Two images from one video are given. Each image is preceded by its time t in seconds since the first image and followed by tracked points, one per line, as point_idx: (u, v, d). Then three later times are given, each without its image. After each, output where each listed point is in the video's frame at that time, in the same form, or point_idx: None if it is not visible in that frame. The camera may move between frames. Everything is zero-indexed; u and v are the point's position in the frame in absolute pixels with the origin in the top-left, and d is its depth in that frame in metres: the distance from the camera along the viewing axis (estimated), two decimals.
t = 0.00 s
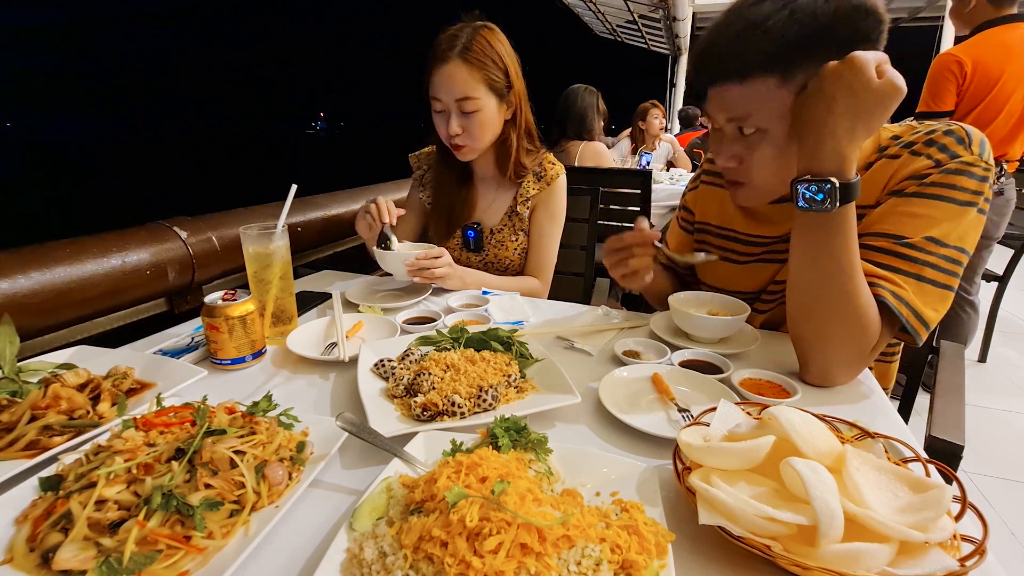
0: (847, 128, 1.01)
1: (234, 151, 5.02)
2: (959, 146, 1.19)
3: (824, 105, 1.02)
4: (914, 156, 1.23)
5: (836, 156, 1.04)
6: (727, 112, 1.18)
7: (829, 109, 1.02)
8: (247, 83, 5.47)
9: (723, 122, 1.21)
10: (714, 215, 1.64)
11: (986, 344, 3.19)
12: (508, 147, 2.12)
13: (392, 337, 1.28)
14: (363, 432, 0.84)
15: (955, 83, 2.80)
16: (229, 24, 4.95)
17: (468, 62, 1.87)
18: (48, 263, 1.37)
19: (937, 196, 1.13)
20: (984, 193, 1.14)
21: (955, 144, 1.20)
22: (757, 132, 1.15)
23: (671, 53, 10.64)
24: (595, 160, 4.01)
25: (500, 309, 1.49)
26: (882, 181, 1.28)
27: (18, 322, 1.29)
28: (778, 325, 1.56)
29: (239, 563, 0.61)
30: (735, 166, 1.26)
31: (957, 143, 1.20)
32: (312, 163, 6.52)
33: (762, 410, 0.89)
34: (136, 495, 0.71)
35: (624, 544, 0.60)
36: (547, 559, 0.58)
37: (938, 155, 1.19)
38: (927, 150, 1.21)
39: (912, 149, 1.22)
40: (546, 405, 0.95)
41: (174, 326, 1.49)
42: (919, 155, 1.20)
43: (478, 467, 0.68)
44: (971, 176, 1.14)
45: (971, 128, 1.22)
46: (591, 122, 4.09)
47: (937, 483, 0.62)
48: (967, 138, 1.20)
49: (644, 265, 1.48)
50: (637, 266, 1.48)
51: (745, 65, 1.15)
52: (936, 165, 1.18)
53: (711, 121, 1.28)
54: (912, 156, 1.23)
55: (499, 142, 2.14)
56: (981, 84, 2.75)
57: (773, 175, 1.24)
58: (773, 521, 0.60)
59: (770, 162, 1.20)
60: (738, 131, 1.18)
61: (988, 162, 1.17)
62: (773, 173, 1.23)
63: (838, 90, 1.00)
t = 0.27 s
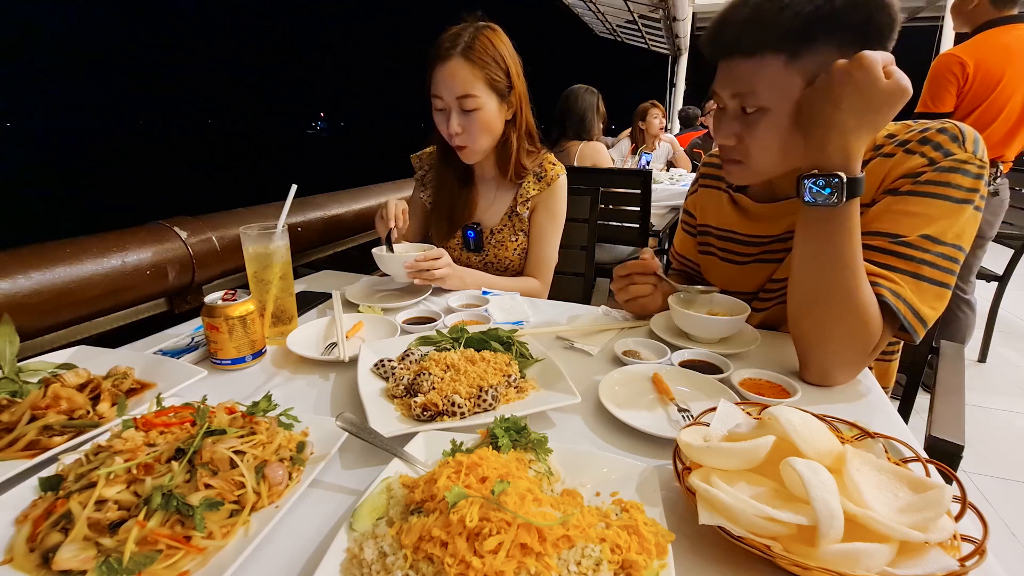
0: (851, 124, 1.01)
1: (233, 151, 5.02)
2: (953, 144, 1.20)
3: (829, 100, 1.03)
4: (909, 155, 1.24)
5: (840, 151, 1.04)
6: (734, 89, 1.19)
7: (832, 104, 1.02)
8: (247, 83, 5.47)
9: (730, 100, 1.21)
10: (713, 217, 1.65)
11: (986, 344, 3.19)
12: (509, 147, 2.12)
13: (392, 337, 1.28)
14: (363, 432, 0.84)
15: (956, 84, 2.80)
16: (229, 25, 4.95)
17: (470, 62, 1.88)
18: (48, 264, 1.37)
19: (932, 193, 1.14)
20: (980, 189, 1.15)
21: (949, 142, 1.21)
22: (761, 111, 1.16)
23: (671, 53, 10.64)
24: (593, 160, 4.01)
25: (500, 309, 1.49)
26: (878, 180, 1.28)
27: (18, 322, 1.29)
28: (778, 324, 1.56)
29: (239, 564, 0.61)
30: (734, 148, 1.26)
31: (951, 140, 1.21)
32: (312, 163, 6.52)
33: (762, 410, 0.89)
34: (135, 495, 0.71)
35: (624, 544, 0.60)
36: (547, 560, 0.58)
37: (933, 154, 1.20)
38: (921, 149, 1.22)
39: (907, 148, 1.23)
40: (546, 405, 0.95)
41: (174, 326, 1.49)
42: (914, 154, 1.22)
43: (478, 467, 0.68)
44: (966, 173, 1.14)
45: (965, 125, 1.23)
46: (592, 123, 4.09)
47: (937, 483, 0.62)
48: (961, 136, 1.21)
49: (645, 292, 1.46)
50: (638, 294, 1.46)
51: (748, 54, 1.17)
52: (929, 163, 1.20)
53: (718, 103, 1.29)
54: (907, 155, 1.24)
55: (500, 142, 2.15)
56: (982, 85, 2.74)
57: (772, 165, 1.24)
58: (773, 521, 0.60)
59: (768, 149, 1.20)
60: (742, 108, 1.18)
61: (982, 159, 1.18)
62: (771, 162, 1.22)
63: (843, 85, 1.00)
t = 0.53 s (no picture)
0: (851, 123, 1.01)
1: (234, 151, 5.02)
2: (948, 142, 1.20)
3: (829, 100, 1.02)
4: (904, 153, 1.25)
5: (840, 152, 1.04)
6: (737, 71, 1.23)
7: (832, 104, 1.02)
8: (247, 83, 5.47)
9: (732, 83, 1.25)
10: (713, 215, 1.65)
11: (986, 344, 3.19)
12: (514, 147, 2.12)
13: (392, 337, 1.28)
14: (363, 432, 0.84)
15: (949, 83, 2.80)
16: (229, 24, 4.95)
17: (475, 63, 1.88)
18: (48, 263, 1.37)
19: (928, 191, 1.14)
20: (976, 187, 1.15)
21: (944, 141, 1.21)
22: (760, 95, 1.20)
23: (671, 53, 10.64)
24: (592, 160, 4.01)
25: (500, 309, 1.49)
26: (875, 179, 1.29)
27: (18, 322, 1.29)
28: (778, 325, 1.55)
29: (239, 563, 0.61)
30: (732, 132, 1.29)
31: (946, 139, 1.21)
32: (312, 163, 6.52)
33: (762, 410, 0.89)
34: (135, 495, 0.71)
35: (624, 544, 0.60)
36: (547, 559, 0.58)
37: (928, 152, 1.21)
38: (916, 148, 1.23)
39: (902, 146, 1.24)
40: (546, 405, 0.95)
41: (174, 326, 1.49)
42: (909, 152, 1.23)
43: (478, 467, 0.68)
44: (961, 171, 1.14)
45: (960, 124, 1.23)
46: (591, 124, 4.10)
47: (937, 482, 0.62)
48: (956, 134, 1.22)
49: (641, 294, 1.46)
50: (636, 295, 1.46)
51: (753, 43, 1.19)
52: (924, 161, 1.20)
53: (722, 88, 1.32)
54: (903, 154, 1.25)
55: (504, 141, 2.14)
56: (976, 84, 2.74)
57: (767, 151, 1.27)
58: (773, 521, 0.60)
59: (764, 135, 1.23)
60: (742, 91, 1.22)
61: (977, 157, 1.18)
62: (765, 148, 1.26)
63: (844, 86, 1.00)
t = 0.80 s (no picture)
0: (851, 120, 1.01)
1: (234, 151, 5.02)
2: (942, 142, 1.21)
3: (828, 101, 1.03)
4: (899, 153, 1.25)
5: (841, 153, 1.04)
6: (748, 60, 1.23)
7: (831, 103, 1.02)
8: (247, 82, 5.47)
9: (741, 74, 1.26)
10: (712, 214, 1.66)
11: (987, 344, 3.19)
12: (517, 146, 2.12)
13: (392, 337, 1.28)
14: (363, 432, 0.84)
15: (935, 84, 2.83)
16: (229, 25, 4.95)
17: (480, 63, 1.88)
18: (48, 263, 1.37)
19: (923, 192, 1.15)
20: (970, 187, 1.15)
21: (938, 141, 1.22)
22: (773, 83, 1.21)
23: (671, 52, 10.64)
24: (591, 160, 4.02)
25: (500, 309, 1.49)
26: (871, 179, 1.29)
27: (19, 322, 1.29)
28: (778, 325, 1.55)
29: (239, 564, 0.61)
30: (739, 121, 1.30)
31: (939, 139, 1.22)
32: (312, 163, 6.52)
33: (762, 410, 0.89)
34: (135, 495, 0.71)
35: (624, 544, 0.60)
36: (547, 559, 0.58)
37: (922, 152, 1.21)
38: (910, 148, 1.23)
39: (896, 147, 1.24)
40: (546, 405, 0.95)
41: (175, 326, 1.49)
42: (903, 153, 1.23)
43: (478, 467, 0.68)
44: (955, 171, 1.15)
45: (954, 125, 1.24)
46: (592, 124, 4.11)
47: (937, 483, 0.62)
48: (950, 134, 1.22)
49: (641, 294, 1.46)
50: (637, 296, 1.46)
51: (760, 34, 1.21)
52: (918, 162, 1.20)
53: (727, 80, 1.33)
54: (897, 154, 1.25)
55: (507, 141, 2.14)
56: (961, 83, 2.75)
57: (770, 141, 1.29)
58: (773, 521, 0.60)
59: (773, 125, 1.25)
60: (755, 80, 1.23)
61: (971, 157, 1.18)
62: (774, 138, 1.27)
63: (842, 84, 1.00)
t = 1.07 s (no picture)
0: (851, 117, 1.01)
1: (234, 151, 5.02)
2: (930, 148, 1.21)
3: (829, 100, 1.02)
4: (890, 159, 1.24)
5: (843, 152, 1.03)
6: (766, 37, 1.25)
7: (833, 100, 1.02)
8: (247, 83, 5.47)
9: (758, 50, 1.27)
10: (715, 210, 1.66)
11: (987, 344, 3.18)
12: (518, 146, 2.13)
13: (392, 337, 1.28)
14: (363, 432, 0.84)
15: (932, 85, 2.82)
16: (229, 25, 4.95)
17: (480, 64, 1.88)
18: (48, 263, 1.37)
19: (914, 194, 1.14)
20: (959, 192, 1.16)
21: (927, 147, 1.22)
22: (791, 58, 1.23)
23: (670, 53, 10.64)
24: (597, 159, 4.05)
25: (501, 309, 1.49)
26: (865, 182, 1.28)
27: (19, 323, 1.29)
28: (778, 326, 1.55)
29: (239, 564, 0.61)
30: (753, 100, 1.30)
31: (929, 145, 1.22)
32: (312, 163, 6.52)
33: (762, 410, 0.88)
34: (136, 495, 0.71)
35: (624, 544, 0.60)
36: (547, 559, 0.58)
37: (911, 157, 1.21)
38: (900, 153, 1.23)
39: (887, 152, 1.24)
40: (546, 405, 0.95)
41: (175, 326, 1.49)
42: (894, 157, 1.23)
43: (478, 467, 0.68)
44: (945, 175, 1.15)
45: (943, 131, 1.24)
46: (592, 123, 4.10)
47: (937, 483, 0.62)
48: (938, 140, 1.23)
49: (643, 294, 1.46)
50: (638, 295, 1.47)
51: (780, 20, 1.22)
52: (908, 166, 1.21)
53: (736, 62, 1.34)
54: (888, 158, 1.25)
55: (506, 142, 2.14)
56: (958, 84, 2.75)
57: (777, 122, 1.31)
58: (773, 521, 0.60)
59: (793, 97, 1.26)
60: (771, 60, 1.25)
61: (960, 162, 1.18)
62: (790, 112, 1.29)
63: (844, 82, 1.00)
